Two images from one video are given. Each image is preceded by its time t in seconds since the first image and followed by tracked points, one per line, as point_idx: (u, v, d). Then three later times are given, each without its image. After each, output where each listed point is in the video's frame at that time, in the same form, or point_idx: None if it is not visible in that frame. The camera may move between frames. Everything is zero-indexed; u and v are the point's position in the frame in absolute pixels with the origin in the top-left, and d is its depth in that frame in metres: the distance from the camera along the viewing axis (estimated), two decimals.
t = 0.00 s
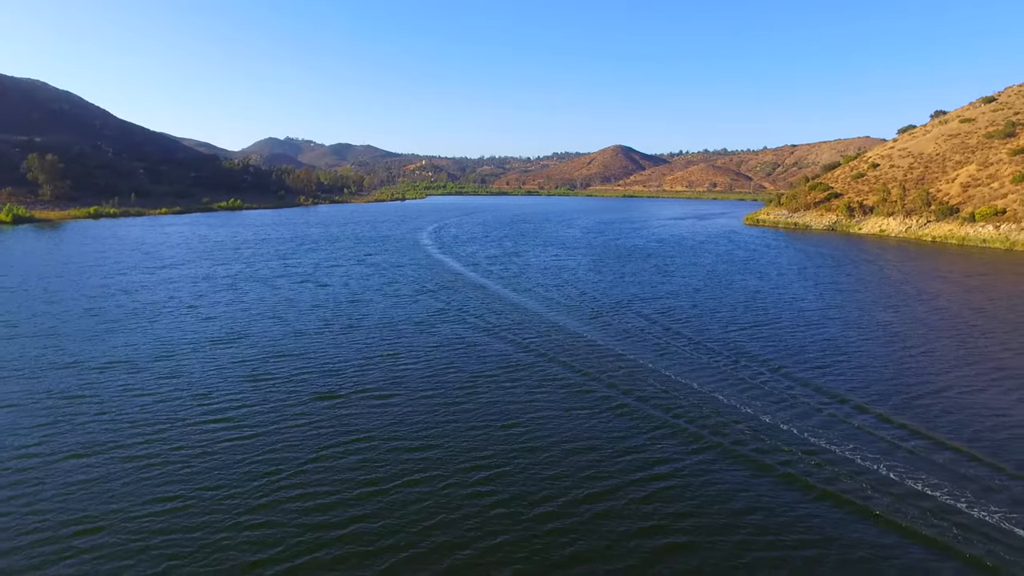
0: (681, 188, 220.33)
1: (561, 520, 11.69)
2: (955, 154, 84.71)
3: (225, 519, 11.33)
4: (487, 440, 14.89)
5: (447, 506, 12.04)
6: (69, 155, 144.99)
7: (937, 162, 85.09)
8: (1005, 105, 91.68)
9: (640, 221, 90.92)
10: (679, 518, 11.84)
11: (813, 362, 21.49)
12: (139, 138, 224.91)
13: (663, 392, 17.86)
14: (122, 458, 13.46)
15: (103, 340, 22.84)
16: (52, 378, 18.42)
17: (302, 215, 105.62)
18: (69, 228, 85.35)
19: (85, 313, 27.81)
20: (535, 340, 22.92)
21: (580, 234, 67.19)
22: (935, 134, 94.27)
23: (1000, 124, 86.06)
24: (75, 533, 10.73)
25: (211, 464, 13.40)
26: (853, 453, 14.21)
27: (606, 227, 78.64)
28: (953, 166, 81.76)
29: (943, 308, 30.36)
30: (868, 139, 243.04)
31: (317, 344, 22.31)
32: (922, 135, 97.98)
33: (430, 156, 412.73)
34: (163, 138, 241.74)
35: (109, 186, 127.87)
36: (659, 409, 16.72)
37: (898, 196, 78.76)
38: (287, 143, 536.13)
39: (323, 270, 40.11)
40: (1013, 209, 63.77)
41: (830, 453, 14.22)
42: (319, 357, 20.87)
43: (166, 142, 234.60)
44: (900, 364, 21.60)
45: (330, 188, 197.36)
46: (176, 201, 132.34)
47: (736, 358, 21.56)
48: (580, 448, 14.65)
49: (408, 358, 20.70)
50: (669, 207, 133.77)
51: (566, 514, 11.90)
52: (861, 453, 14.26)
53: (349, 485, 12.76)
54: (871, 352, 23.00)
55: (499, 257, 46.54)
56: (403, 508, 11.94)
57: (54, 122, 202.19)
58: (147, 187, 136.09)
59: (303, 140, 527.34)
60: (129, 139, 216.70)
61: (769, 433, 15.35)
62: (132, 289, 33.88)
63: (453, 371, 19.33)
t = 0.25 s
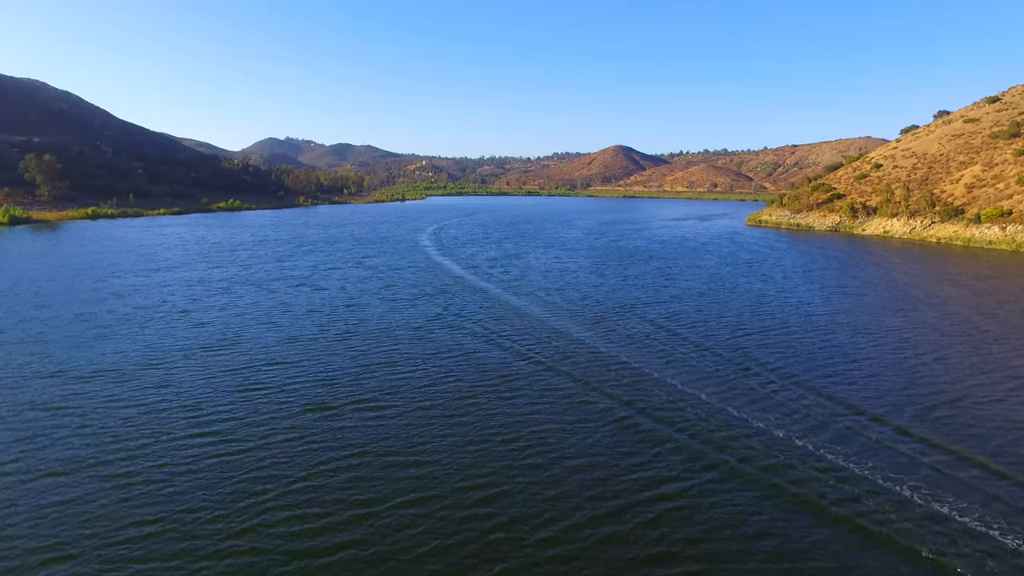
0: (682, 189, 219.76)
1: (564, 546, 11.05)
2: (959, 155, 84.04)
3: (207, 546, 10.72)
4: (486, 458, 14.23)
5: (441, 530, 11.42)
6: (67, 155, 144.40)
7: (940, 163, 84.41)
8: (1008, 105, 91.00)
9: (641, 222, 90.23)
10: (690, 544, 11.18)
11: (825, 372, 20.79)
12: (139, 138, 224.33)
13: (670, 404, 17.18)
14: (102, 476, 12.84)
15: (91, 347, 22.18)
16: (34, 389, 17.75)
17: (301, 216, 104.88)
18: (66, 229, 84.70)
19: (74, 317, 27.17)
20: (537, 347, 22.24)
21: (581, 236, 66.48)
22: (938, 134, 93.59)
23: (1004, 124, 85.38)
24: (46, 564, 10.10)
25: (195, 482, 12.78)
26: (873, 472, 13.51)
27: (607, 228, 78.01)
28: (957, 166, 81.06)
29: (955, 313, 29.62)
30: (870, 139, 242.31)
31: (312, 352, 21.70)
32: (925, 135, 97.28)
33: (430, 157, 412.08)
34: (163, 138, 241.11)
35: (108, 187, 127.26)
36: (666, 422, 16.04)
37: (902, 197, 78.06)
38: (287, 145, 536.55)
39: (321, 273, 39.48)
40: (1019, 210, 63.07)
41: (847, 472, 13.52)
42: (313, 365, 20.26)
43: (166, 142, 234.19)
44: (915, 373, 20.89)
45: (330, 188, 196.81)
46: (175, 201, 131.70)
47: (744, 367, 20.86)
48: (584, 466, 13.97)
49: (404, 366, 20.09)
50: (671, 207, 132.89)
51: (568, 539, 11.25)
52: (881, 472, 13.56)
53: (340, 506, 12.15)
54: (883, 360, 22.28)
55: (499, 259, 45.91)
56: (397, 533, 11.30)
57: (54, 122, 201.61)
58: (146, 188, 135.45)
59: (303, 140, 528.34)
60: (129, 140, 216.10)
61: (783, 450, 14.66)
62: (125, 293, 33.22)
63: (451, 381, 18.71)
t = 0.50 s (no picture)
0: (683, 189, 219.04)
1: None
2: (963, 155, 83.42)
3: None
4: (485, 478, 13.63)
5: (437, 557, 10.89)
6: (66, 156, 143.70)
7: (944, 164, 83.79)
8: (1013, 105, 90.36)
9: (643, 223, 89.61)
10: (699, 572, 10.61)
11: (837, 382, 20.12)
12: (138, 138, 223.59)
13: (677, 419, 16.55)
14: (82, 496, 12.28)
15: (79, 354, 21.59)
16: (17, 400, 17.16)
17: (300, 217, 104.20)
18: (63, 230, 84.05)
19: (64, 323, 26.56)
20: (538, 356, 21.61)
21: (582, 237, 65.80)
22: (942, 135, 92.95)
23: (1009, 125, 84.73)
24: None
25: (179, 503, 12.23)
26: (892, 492, 12.88)
27: (608, 229, 77.34)
28: (961, 167, 80.43)
29: (966, 319, 28.93)
30: (870, 139, 241.68)
31: (306, 360, 21.17)
32: (928, 135, 96.65)
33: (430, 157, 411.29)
34: (162, 138, 240.36)
35: (106, 188, 126.55)
36: (674, 438, 15.40)
37: (905, 198, 77.45)
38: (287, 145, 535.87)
39: (318, 276, 38.88)
40: None
41: (866, 493, 12.89)
42: (307, 375, 19.71)
43: (166, 142, 233.48)
44: (929, 384, 20.22)
45: (330, 189, 196.08)
46: (174, 202, 130.99)
47: (753, 377, 20.21)
48: (589, 487, 13.36)
49: (401, 376, 19.54)
50: (672, 208, 132.11)
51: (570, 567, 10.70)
52: (899, 491, 12.98)
53: (330, 530, 11.61)
54: (896, 370, 21.61)
55: (499, 262, 45.33)
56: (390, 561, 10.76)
57: (52, 122, 200.88)
58: (145, 188, 134.76)
59: (302, 140, 527.60)
60: (128, 140, 215.39)
61: (796, 468, 14.02)
62: (118, 297, 32.60)
63: (449, 393, 18.16)
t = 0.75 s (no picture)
0: (684, 189, 218.30)
1: None
2: (967, 156, 82.68)
3: None
4: (485, 498, 12.97)
5: None
6: (64, 156, 143.04)
7: (948, 164, 83.06)
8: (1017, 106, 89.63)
9: (644, 225, 88.91)
10: None
11: (849, 393, 19.41)
12: (137, 138, 223.00)
13: (684, 434, 15.87)
14: (57, 520, 11.66)
15: (65, 362, 20.96)
16: None
17: (299, 217, 103.50)
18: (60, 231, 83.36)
19: (52, 328, 25.92)
20: (538, 364, 20.97)
21: (584, 239, 65.17)
22: (946, 135, 92.22)
23: (1014, 125, 83.99)
24: None
25: (159, 527, 11.61)
26: (911, 513, 12.25)
27: (609, 230, 76.68)
28: (965, 168, 79.70)
29: (978, 325, 28.20)
30: (871, 139, 240.86)
31: (299, 368, 20.53)
32: (932, 136, 95.90)
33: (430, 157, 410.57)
34: (161, 138, 239.74)
35: (104, 188, 125.90)
36: (682, 455, 14.69)
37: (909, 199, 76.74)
38: (287, 145, 535.47)
39: (315, 279, 38.23)
40: None
41: (887, 515, 12.20)
42: (299, 385, 19.07)
43: (165, 142, 232.88)
44: (945, 395, 19.49)
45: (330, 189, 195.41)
46: (172, 203, 130.32)
47: (762, 389, 19.52)
48: (592, 509, 12.69)
49: (396, 387, 18.89)
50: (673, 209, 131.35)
51: None
52: (919, 512, 12.34)
53: (317, 557, 10.99)
54: (909, 380, 20.89)
55: (500, 264, 44.66)
56: None
57: (52, 122, 200.25)
58: (143, 189, 134.08)
59: (303, 140, 527.21)
60: (127, 140, 214.82)
61: (811, 487, 13.33)
62: (110, 301, 31.95)
63: (446, 405, 17.53)
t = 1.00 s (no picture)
0: (684, 190, 217.51)
1: None
2: (971, 157, 81.94)
3: None
4: (482, 521, 12.29)
5: None
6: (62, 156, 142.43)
7: (952, 165, 82.30)
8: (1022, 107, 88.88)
9: (645, 226, 88.19)
10: None
11: (862, 404, 18.70)
12: (137, 138, 222.44)
13: (692, 450, 15.18)
14: (28, 547, 11.02)
15: (50, 371, 20.33)
16: None
17: (298, 218, 102.76)
18: (56, 232, 82.65)
19: (40, 334, 25.27)
20: (539, 372, 20.31)
21: (585, 240, 64.39)
22: (949, 136, 91.47)
23: (1018, 126, 83.25)
24: None
25: (136, 554, 10.98)
26: (933, 537, 11.60)
27: (610, 232, 76.00)
28: (969, 169, 78.95)
29: (990, 331, 27.49)
30: (873, 140, 239.63)
31: (291, 378, 19.88)
32: (935, 137, 95.13)
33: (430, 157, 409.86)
34: (161, 138, 239.19)
35: (103, 189, 125.27)
36: (690, 473, 14.00)
37: (913, 201, 76.01)
38: (287, 145, 535.13)
39: (312, 282, 37.54)
40: None
41: (910, 541, 11.52)
42: (291, 396, 18.41)
43: (165, 142, 232.36)
44: (961, 405, 18.81)
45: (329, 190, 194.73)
46: (170, 203, 129.60)
47: (772, 400, 18.80)
48: (596, 532, 12.01)
49: (391, 398, 18.22)
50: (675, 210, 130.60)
51: None
52: (941, 536, 11.68)
53: None
54: (924, 389, 20.16)
55: (499, 267, 43.96)
56: None
57: (51, 122, 199.70)
58: (142, 189, 133.47)
59: (303, 140, 526.97)
60: (127, 140, 214.32)
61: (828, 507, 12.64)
62: (101, 305, 31.29)
63: (442, 418, 16.86)
